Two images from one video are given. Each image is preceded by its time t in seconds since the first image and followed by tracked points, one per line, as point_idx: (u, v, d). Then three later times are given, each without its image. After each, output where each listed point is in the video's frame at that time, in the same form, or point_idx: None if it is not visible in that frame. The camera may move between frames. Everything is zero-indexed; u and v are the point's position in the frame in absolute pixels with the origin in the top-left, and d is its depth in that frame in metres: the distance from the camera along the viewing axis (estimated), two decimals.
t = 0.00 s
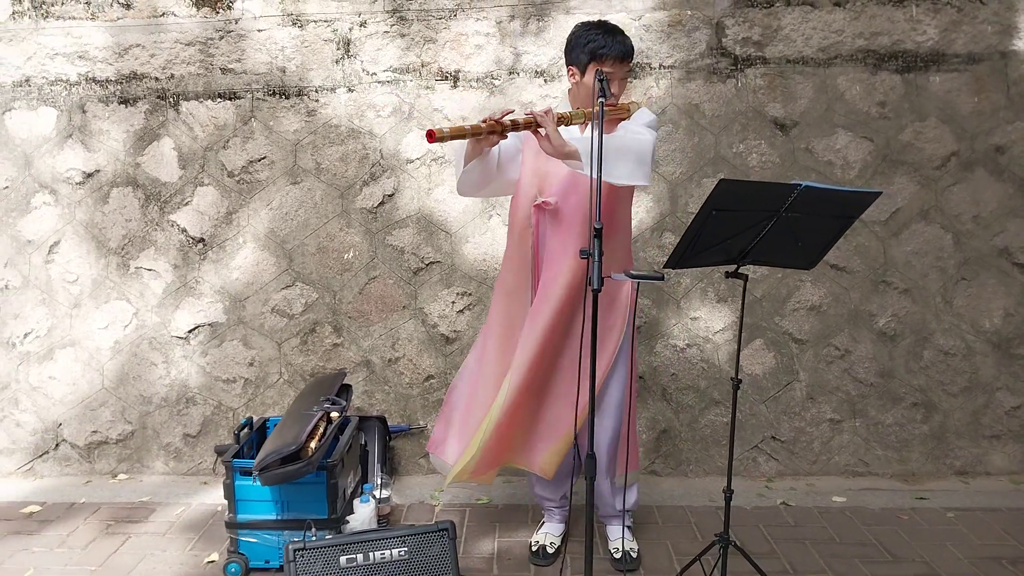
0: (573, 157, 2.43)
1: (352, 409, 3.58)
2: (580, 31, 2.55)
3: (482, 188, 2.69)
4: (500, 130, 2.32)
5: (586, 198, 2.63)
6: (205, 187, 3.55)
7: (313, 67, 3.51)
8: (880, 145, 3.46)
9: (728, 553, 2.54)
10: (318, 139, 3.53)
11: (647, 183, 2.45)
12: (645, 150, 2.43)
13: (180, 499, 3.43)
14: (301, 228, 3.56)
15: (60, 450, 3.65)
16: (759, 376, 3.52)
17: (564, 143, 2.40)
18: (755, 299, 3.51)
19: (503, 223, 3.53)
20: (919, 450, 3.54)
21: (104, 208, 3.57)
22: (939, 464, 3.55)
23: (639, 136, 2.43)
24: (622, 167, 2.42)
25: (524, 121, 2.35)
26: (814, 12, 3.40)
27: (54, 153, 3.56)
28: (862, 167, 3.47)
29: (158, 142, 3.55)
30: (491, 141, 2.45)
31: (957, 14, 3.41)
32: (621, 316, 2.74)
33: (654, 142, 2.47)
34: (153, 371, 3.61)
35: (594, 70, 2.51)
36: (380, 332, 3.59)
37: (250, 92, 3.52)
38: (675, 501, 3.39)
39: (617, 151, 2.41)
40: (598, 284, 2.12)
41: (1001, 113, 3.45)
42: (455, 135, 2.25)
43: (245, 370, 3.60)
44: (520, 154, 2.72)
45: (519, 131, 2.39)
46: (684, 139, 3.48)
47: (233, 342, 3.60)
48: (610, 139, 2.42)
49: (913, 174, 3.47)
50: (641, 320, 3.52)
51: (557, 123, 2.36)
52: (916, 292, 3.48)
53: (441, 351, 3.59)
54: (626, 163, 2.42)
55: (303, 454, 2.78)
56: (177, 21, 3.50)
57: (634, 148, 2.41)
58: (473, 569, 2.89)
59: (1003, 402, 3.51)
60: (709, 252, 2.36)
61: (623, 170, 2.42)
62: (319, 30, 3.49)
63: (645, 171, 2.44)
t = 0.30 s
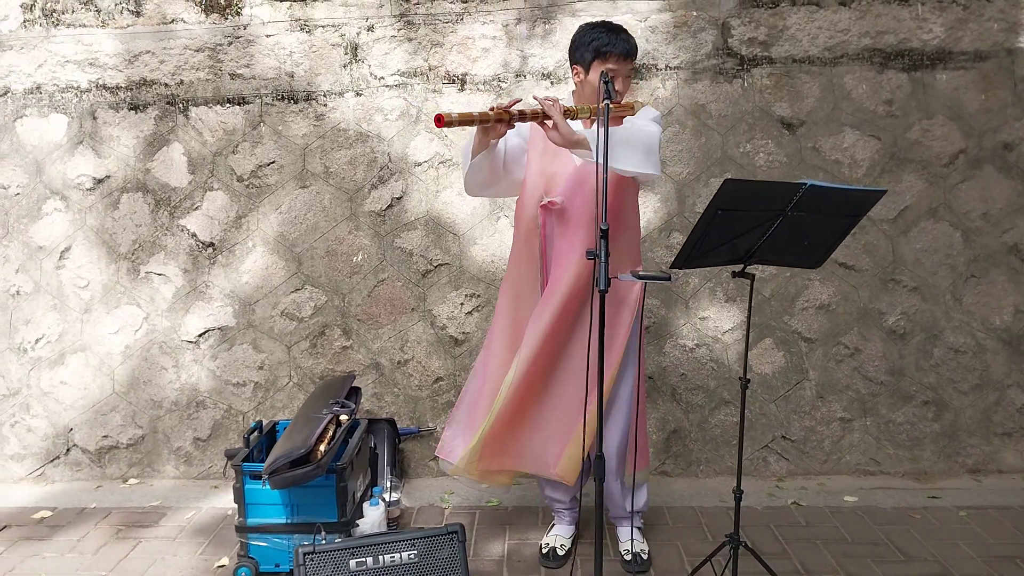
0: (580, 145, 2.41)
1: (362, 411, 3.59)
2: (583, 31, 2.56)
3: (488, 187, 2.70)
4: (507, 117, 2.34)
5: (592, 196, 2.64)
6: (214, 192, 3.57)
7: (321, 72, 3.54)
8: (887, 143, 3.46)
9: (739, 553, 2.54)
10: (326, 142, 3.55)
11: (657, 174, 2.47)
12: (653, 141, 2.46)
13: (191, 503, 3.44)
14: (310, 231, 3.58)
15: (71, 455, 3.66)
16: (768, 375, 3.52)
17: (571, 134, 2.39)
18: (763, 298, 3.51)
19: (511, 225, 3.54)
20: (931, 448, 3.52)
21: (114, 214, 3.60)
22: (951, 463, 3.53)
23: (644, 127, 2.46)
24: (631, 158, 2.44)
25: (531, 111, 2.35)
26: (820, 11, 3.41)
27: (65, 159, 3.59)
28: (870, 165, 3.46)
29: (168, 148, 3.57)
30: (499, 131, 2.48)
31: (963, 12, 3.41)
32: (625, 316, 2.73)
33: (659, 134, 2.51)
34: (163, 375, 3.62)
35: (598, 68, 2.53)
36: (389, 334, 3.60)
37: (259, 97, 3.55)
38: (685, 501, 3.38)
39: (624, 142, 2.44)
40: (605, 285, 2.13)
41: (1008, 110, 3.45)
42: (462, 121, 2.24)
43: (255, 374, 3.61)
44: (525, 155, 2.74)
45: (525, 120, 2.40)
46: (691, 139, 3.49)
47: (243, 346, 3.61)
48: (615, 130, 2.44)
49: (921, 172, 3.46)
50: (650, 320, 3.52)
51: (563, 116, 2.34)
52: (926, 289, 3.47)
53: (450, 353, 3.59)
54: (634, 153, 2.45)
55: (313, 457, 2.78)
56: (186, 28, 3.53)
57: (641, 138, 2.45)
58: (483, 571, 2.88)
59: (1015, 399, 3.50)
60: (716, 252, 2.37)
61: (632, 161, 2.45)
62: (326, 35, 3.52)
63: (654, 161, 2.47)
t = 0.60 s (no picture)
0: (577, 140, 2.42)
1: (364, 412, 3.59)
2: (587, 31, 2.56)
3: (489, 183, 2.71)
4: (504, 106, 2.38)
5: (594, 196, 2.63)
6: (216, 193, 3.57)
7: (323, 73, 3.53)
8: (889, 145, 3.46)
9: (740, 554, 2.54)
10: (328, 144, 3.55)
11: (654, 175, 2.48)
12: (652, 142, 2.47)
13: (193, 504, 3.44)
14: (312, 232, 3.57)
15: (73, 456, 3.66)
16: (770, 376, 3.52)
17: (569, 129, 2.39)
18: (765, 300, 3.51)
19: (513, 226, 3.54)
20: (932, 450, 3.53)
21: (116, 214, 3.59)
22: (952, 464, 3.53)
23: (645, 128, 2.47)
24: (630, 156, 2.44)
25: (530, 102, 2.37)
26: (823, 13, 3.41)
27: (66, 160, 3.59)
28: (872, 166, 3.46)
29: (169, 149, 3.57)
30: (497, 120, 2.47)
31: (966, 13, 3.41)
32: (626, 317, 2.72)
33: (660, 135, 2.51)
34: (165, 376, 3.62)
35: (602, 67, 2.52)
36: (392, 336, 3.60)
37: (261, 98, 3.54)
38: (687, 503, 3.39)
39: (624, 139, 2.44)
40: (606, 286, 2.13)
41: (1010, 111, 3.45)
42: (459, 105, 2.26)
43: (257, 375, 3.61)
44: (528, 153, 2.74)
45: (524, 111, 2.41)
46: (693, 140, 3.49)
47: (245, 347, 3.61)
48: (616, 129, 2.44)
49: (923, 174, 3.46)
50: (652, 321, 3.53)
51: (562, 109, 2.36)
52: (927, 291, 3.47)
53: (452, 354, 3.59)
54: (633, 151, 2.45)
55: (314, 458, 2.78)
56: (188, 28, 3.52)
57: (641, 139, 2.45)
58: (485, 572, 2.89)
59: (1016, 401, 3.51)
60: (718, 254, 2.37)
61: (631, 160, 2.45)
62: (329, 35, 3.51)
63: (652, 162, 2.48)
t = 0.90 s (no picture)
0: (578, 149, 2.42)
1: (365, 414, 3.59)
2: (592, 33, 2.56)
3: (492, 188, 2.72)
4: (503, 120, 2.40)
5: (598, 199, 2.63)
6: (217, 194, 3.56)
7: (325, 73, 3.53)
8: (890, 147, 3.47)
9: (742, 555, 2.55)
10: (330, 144, 3.55)
11: (657, 178, 2.48)
12: (655, 144, 2.47)
13: (194, 506, 3.43)
14: (313, 233, 3.57)
15: (72, 458, 3.65)
16: (772, 378, 3.53)
17: (570, 136, 2.40)
18: (767, 302, 3.52)
19: (515, 228, 3.55)
20: (933, 451, 3.54)
21: (116, 215, 3.58)
22: (953, 466, 3.54)
23: (648, 131, 2.47)
24: (632, 160, 2.44)
25: (529, 115, 2.40)
26: (824, 15, 3.42)
27: (67, 160, 3.57)
28: (873, 169, 3.48)
29: (170, 149, 3.56)
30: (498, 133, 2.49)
31: (966, 16, 3.43)
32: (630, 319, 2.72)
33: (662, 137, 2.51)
34: (166, 378, 3.61)
35: (605, 71, 2.53)
36: (393, 337, 3.59)
37: (262, 98, 3.54)
38: (689, 504, 3.39)
39: (627, 143, 2.44)
40: (611, 287, 2.13)
41: (1010, 114, 3.46)
42: (457, 124, 2.30)
43: (258, 376, 3.60)
44: (532, 157, 2.74)
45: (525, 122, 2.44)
46: (695, 142, 3.49)
47: (246, 349, 3.60)
48: (618, 133, 2.43)
49: (923, 176, 3.48)
50: (654, 323, 3.53)
51: (562, 119, 2.37)
52: (928, 293, 3.48)
53: (454, 356, 3.59)
54: (636, 155, 2.45)
55: (316, 460, 2.77)
56: (190, 29, 3.52)
57: (643, 142, 2.45)
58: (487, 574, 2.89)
59: (1017, 402, 3.52)
60: (720, 256, 2.37)
61: (634, 163, 2.45)
62: (331, 36, 3.51)
63: (656, 164, 2.48)
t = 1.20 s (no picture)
0: (577, 154, 2.40)
1: (365, 418, 3.57)
2: (592, 36, 2.56)
3: (492, 195, 2.72)
4: (500, 129, 2.39)
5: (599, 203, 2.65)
6: (215, 197, 3.54)
7: (323, 76, 3.52)
8: (886, 150, 3.50)
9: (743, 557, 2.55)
10: (329, 147, 3.53)
11: (657, 180, 2.46)
12: (654, 147, 2.45)
13: (192, 512, 3.40)
14: (312, 236, 3.55)
15: (67, 464, 3.61)
16: (770, 379, 3.54)
17: (568, 141, 2.39)
18: (765, 303, 3.54)
19: (515, 230, 3.55)
20: (929, 451, 3.57)
21: (112, 218, 3.55)
22: (950, 465, 3.57)
23: (648, 133, 2.45)
24: (632, 163, 2.42)
25: (527, 121, 2.41)
26: (820, 19, 3.45)
27: (61, 163, 3.54)
28: (869, 171, 3.51)
29: (166, 152, 3.54)
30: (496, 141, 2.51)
31: (960, 20, 3.47)
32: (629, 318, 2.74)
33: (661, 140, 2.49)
34: (162, 383, 3.58)
35: (604, 75, 2.53)
36: (393, 340, 3.58)
37: (260, 101, 3.52)
38: (690, 506, 3.40)
39: (627, 146, 2.41)
40: (612, 290, 2.13)
41: (1003, 116, 3.50)
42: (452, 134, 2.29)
43: (256, 380, 3.58)
44: (533, 162, 2.74)
45: (523, 130, 2.43)
46: (693, 144, 3.51)
47: (244, 353, 3.58)
48: (618, 136, 2.41)
49: (919, 178, 3.51)
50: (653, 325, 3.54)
51: (560, 126, 2.38)
52: (924, 294, 3.51)
53: (454, 359, 3.58)
54: (636, 158, 2.43)
55: (315, 465, 2.75)
56: (187, 31, 3.50)
57: (642, 145, 2.43)
58: None
59: (1012, 402, 3.55)
60: (721, 258, 2.38)
61: (633, 166, 2.43)
62: (329, 39, 3.50)
63: (655, 166, 2.46)
